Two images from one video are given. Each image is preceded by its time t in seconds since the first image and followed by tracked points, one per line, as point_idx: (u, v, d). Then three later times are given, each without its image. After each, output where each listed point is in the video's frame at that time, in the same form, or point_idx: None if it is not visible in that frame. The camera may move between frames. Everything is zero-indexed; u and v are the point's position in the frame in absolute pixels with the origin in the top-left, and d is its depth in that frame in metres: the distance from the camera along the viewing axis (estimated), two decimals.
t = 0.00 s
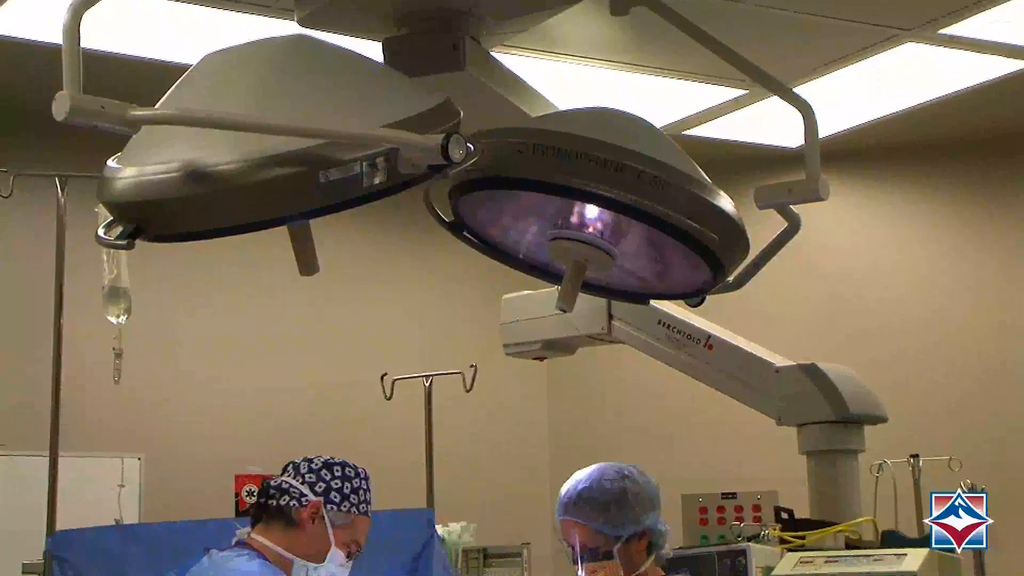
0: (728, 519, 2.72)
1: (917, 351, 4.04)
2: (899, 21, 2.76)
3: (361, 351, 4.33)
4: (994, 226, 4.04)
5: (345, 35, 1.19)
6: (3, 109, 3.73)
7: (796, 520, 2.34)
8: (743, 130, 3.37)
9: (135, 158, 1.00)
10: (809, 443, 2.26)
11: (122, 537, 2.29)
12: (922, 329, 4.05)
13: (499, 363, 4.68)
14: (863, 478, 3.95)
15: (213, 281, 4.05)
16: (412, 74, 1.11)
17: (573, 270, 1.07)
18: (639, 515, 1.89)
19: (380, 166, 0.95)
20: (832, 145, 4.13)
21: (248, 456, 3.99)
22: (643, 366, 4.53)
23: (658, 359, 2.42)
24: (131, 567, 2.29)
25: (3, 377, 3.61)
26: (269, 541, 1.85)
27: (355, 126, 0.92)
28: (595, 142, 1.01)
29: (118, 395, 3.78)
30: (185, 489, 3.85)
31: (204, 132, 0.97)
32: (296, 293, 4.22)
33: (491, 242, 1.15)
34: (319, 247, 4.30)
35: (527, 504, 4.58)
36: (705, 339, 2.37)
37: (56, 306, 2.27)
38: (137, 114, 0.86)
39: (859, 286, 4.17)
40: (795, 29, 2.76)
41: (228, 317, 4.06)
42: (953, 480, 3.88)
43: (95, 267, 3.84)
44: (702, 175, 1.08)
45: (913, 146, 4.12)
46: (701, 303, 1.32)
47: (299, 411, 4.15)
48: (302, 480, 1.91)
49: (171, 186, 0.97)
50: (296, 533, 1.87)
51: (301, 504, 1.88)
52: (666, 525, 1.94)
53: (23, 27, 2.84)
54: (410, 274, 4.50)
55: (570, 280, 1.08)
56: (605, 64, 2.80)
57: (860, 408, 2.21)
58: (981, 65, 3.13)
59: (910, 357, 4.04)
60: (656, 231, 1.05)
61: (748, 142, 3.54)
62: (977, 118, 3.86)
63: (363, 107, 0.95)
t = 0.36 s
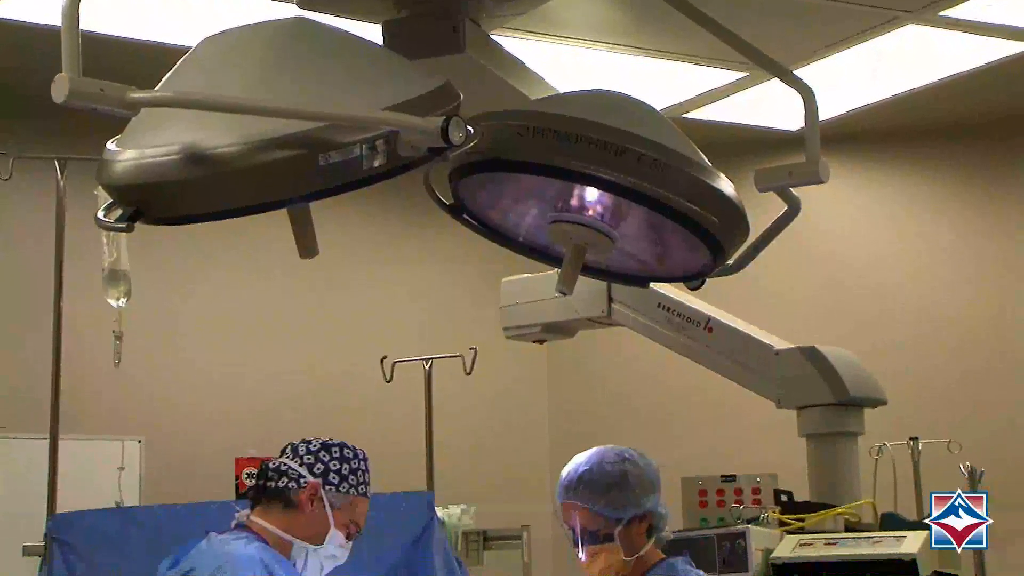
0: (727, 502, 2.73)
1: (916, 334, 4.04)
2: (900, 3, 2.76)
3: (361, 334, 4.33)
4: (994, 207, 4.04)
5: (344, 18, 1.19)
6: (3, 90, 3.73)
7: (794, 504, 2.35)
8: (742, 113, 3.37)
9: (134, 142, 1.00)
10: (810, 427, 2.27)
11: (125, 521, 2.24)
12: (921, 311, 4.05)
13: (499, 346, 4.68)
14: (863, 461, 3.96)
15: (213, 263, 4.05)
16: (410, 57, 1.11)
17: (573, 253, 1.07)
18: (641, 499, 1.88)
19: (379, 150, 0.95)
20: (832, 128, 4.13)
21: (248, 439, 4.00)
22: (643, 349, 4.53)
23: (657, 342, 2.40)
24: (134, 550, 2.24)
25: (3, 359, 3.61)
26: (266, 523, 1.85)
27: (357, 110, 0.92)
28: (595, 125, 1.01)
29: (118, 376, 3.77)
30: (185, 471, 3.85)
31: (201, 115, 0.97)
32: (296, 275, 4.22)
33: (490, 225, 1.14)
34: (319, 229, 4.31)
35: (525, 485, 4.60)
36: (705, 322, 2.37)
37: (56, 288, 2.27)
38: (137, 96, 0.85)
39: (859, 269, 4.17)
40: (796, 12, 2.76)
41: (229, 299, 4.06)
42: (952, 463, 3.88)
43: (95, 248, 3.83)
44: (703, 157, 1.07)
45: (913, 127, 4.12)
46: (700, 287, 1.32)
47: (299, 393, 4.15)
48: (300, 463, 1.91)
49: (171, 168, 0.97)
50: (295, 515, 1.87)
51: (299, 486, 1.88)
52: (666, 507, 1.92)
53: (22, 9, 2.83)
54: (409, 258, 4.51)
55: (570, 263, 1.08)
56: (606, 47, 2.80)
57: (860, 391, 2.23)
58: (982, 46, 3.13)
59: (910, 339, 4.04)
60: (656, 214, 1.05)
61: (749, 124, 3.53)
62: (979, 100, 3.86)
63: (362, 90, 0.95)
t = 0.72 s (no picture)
0: (727, 483, 2.74)
1: (915, 314, 4.04)
2: None
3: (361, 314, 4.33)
4: (994, 188, 4.03)
5: None
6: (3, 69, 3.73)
7: (793, 484, 2.36)
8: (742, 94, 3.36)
9: (134, 122, 1.00)
10: (810, 408, 2.28)
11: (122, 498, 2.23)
12: (921, 292, 4.05)
13: (499, 326, 4.68)
14: (862, 442, 3.96)
15: (213, 243, 4.05)
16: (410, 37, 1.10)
17: (572, 233, 1.07)
18: (640, 481, 1.85)
19: (379, 130, 0.94)
20: (833, 108, 4.12)
21: (248, 420, 4.00)
22: (643, 330, 4.53)
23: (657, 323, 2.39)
24: (137, 528, 2.23)
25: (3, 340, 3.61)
26: (266, 501, 1.80)
27: (357, 90, 0.92)
28: (596, 106, 1.01)
29: (118, 356, 3.77)
30: (185, 452, 3.86)
31: (200, 95, 0.97)
32: (295, 256, 4.22)
33: (490, 206, 1.14)
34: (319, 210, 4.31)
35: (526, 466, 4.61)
36: (704, 303, 2.36)
37: (57, 267, 2.26)
38: (136, 77, 0.85)
39: (858, 250, 4.18)
40: None
41: (229, 280, 4.06)
42: (951, 443, 3.89)
43: (95, 228, 3.83)
44: (703, 138, 1.07)
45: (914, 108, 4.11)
46: (701, 268, 1.32)
47: (300, 376, 4.15)
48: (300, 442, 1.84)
49: (172, 150, 0.97)
50: (295, 495, 1.81)
51: (299, 466, 1.82)
52: (667, 488, 1.90)
53: None
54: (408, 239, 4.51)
55: (570, 244, 1.08)
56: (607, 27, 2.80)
57: (859, 372, 2.24)
58: (984, 27, 3.12)
59: (909, 320, 4.04)
60: (656, 195, 1.05)
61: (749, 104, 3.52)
62: (980, 80, 3.85)
63: (361, 70, 0.95)
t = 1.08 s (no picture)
0: (725, 462, 2.74)
1: (915, 293, 4.04)
2: None
3: (360, 293, 4.33)
4: (994, 167, 4.03)
5: None
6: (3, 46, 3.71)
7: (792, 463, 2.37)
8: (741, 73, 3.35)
9: (132, 100, 0.99)
10: (810, 387, 2.29)
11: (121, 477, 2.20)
12: (921, 271, 4.05)
13: (498, 304, 4.68)
14: (862, 421, 3.97)
15: (213, 222, 4.05)
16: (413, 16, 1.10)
17: (572, 212, 1.07)
18: (641, 460, 1.85)
19: (378, 109, 0.94)
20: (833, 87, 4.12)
21: (248, 399, 4.01)
22: (642, 309, 4.54)
23: (658, 303, 2.39)
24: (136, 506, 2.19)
25: (3, 320, 3.61)
26: (282, 476, 1.77)
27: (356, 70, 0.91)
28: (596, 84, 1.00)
29: (119, 336, 3.76)
30: (185, 432, 3.86)
31: (199, 74, 0.96)
32: (295, 235, 4.22)
33: (490, 184, 1.14)
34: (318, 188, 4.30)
35: (525, 445, 4.61)
36: (704, 282, 2.36)
37: (54, 248, 2.25)
38: (135, 55, 0.85)
39: (858, 228, 4.17)
40: None
41: (229, 259, 4.06)
42: (951, 422, 3.89)
43: (94, 207, 3.82)
44: (703, 117, 1.07)
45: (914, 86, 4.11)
46: (699, 247, 1.32)
47: (300, 354, 4.15)
48: (315, 419, 1.81)
49: (171, 128, 0.97)
50: (311, 471, 1.78)
51: (315, 443, 1.78)
52: (668, 468, 1.90)
53: None
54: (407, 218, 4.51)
55: (569, 222, 1.08)
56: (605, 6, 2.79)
57: (860, 352, 2.25)
58: (984, 7, 3.12)
59: (909, 299, 4.04)
60: (655, 173, 1.05)
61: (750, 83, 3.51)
62: (981, 58, 3.84)
63: (360, 50, 0.95)
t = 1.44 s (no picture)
0: (725, 441, 2.75)
1: (915, 272, 4.04)
2: None
3: (360, 272, 4.34)
4: (994, 145, 4.01)
5: None
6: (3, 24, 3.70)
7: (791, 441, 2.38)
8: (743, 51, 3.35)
9: (132, 80, 0.99)
10: (809, 365, 2.29)
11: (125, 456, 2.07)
12: (920, 250, 4.04)
13: (498, 283, 4.68)
14: (861, 400, 3.97)
15: (213, 201, 4.04)
16: None
17: (572, 190, 1.07)
18: (642, 438, 1.85)
19: (378, 89, 0.94)
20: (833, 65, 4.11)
21: (248, 378, 4.01)
22: (642, 287, 4.53)
23: (658, 281, 2.39)
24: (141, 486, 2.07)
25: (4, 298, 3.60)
26: (310, 456, 1.50)
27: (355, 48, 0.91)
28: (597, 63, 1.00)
29: (119, 315, 3.76)
30: (185, 411, 3.86)
31: (198, 53, 0.96)
32: (295, 214, 4.22)
33: (490, 163, 1.14)
34: (318, 167, 4.30)
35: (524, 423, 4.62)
36: (704, 261, 2.36)
37: (52, 225, 2.22)
38: (132, 34, 0.85)
39: (858, 207, 4.17)
40: None
41: (229, 238, 4.05)
42: (950, 400, 3.89)
43: (94, 186, 3.82)
44: (704, 96, 1.06)
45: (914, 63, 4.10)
46: (699, 226, 1.32)
47: (299, 333, 4.15)
48: (348, 391, 1.53)
49: (171, 107, 0.97)
50: (342, 454, 1.51)
51: (348, 420, 1.51)
52: (667, 446, 1.90)
53: None
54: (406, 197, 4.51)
55: (569, 200, 1.08)
56: None
57: (859, 330, 2.25)
58: None
59: (909, 278, 4.04)
60: (656, 152, 1.05)
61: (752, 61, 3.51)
62: (983, 36, 3.83)
63: (359, 29, 0.94)
